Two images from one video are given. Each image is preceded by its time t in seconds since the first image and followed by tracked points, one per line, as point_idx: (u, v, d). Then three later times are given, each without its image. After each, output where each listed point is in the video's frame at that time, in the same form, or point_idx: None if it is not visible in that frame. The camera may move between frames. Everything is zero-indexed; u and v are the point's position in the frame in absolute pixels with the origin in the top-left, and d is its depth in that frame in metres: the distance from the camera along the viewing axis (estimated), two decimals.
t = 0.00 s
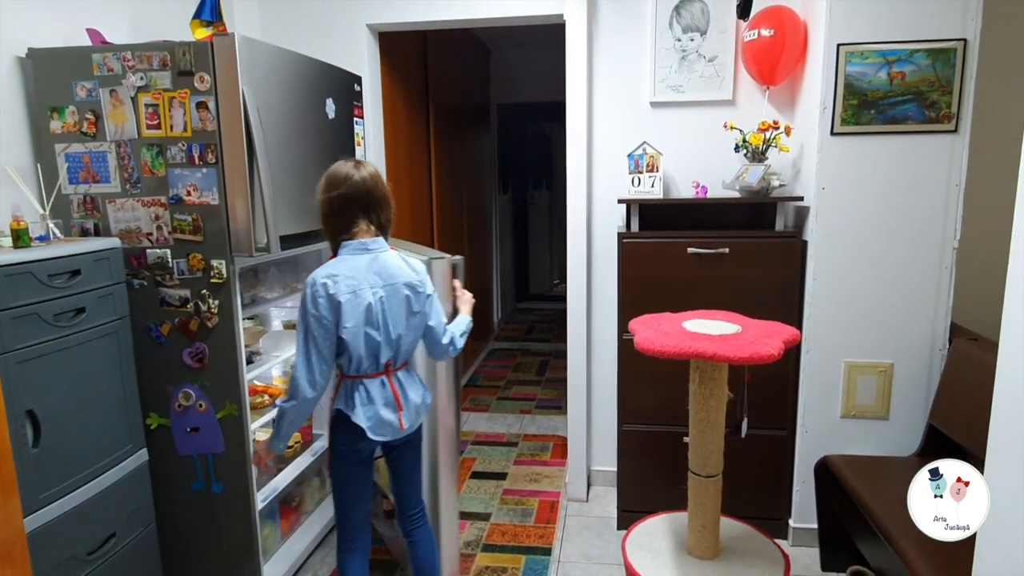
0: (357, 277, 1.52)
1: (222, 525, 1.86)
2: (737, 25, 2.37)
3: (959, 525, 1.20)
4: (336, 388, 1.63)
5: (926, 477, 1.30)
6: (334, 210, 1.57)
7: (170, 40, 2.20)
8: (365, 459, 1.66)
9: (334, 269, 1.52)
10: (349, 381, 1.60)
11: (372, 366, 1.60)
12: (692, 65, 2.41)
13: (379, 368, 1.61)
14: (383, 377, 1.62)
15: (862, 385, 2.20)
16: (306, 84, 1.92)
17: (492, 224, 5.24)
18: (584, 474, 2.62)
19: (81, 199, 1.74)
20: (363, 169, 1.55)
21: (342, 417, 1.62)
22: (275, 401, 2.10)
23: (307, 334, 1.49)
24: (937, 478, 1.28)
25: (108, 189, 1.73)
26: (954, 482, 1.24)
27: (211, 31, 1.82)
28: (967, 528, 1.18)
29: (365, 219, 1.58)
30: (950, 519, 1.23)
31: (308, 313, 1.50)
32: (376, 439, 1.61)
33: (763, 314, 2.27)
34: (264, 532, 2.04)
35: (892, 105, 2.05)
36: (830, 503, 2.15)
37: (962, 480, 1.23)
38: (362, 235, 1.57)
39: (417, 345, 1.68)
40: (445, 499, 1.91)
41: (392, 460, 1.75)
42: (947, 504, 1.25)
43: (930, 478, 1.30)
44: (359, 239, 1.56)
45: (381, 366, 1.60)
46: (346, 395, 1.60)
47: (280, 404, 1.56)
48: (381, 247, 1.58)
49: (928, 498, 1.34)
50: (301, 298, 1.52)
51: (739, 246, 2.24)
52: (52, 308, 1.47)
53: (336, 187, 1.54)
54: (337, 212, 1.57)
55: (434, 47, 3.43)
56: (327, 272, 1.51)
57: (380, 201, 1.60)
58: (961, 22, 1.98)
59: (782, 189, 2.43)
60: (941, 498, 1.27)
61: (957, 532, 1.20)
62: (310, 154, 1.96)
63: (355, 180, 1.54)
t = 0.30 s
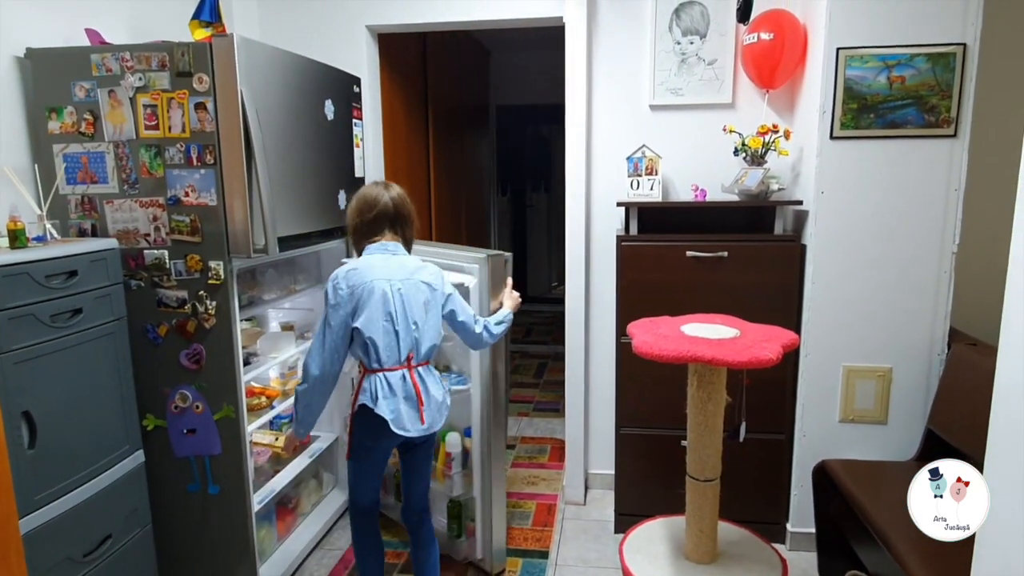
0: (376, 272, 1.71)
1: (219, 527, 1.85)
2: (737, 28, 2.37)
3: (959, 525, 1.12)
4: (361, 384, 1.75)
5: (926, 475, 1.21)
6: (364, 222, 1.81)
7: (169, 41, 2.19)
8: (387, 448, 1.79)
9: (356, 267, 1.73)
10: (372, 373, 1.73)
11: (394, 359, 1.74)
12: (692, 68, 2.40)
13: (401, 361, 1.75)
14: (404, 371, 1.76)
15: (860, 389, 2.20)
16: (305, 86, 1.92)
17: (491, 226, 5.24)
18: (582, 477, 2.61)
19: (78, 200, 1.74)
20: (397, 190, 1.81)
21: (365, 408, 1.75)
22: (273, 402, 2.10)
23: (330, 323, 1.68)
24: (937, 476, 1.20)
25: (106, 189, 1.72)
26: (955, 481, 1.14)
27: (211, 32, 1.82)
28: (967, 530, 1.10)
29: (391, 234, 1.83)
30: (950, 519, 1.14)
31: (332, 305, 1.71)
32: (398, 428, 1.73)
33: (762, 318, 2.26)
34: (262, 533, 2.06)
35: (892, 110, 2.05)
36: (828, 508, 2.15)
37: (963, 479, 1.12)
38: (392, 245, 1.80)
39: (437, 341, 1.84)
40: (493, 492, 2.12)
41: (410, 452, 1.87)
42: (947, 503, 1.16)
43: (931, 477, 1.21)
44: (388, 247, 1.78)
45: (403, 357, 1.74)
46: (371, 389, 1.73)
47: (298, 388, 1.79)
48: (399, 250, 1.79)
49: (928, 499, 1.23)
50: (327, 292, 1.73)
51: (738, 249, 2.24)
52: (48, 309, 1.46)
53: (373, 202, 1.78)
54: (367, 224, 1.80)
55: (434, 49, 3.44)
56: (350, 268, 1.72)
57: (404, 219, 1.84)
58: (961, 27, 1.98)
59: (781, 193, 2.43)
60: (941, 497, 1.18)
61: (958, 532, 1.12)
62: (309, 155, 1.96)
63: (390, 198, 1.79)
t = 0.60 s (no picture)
0: (374, 284, 1.83)
1: (214, 529, 1.84)
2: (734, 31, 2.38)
3: (958, 524, 1.10)
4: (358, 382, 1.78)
5: (927, 476, 1.21)
6: (370, 267, 1.93)
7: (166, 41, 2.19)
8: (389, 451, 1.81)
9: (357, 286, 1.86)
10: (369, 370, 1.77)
11: (391, 356, 1.78)
12: (689, 71, 2.41)
13: (397, 358, 1.78)
14: (400, 367, 1.78)
15: (857, 391, 2.20)
16: (302, 87, 1.91)
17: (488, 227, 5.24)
18: (579, 479, 2.61)
19: (74, 201, 1.73)
20: (405, 241, 1.95)
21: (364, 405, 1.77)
22: (269, 404, 2.10)
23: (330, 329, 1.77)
24: (937, 477, 1.20)
25: (102, 190, 1.71)
26: (954, 482, 1.14)
27: (208, 33, 1.81)
28: (966, 528, 1.08)
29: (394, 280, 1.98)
30: (950, 518, 1.13)
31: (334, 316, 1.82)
32: (391, 422, 1.74)
33: (759, 320, 2.26)
34: (257, 536, 2.03)
35: (889, 112, 2.06)
36: (825, 511, 2.14)
37: (963, 478, 1.11)
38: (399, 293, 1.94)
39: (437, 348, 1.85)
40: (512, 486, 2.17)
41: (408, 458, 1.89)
42: (948, 503, 1.15)
43: (932, 478, 1.21)
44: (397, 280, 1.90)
45: (399, 353, 1.77)
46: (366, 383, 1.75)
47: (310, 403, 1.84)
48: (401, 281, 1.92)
49: (929, 500, 1.22)
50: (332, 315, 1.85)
51: (735, 251, 2.24)
52: (43, 309, 1.45)
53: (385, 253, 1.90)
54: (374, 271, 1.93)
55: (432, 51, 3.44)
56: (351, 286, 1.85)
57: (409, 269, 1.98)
58: (957, 30, 1.99)
59: (779, 195, 2.43)
60: (941, 497, 1.17)
61: (957, 531, 1.11)
62: (306, 157, 1.96)
63: (400, 250, 1.92)
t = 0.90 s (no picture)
0: (367, 279, 1.82)
1: (210, 531, 1.83)
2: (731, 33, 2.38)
3: (958, 524, 1.10)
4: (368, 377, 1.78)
5: (927, 476, 1.21)
6: (357, 263, 1.93)
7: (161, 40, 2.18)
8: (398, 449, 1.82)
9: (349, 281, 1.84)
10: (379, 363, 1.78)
11: (399, 348, 1.80)
12: (686, 72, 2.41)
13: (405, 349, 1.81)
14: (410, 358, 1.81)
15: (853, 392, 2.21)
16: (298, 87, 1.91)
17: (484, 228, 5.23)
18: (576, 480, 2.61)
19: (68, 201, 1.72)
20: (391, 236, 1.94)
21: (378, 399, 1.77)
22: (265, 406, 2.09)
23: (334, 325, 1.75)
24: (937, 477, 1.20)
25: (97, 190, 1.70)
26: (954, 482, 1.13)
27: (204, 33, 1.80)
28: (964, 530, 1.07)
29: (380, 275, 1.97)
30: (950, 519, 1.13)
31: (330, 312, 1.79)
32: (411, 411, 1.77)
33: (756, 322, 2.27)
34: (251, 539, 2.03)
35: (884, 115, 2.06)
36: (822, 512, 2.15)
37: (962, 478, 1.11)
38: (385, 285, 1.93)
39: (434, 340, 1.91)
40: (513, 486, 2.17)
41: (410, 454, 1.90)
42: (948, 503, 1.15)
43: (932, 478, 1.21)
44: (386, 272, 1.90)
45: (408, 344, 1.81)
46: (380, 377, 1.76)
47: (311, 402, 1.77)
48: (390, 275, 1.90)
49: (930, 500, 1.22)
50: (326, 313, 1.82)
51: (732, 252, 2.24)
52: (37, 311, 1.44)
53: (370, 247, 1.90)
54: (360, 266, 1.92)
55: (428, 52, 3.44)
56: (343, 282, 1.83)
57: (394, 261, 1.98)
58: (952, 33, 1.99)
59: (775, 197, 2.44)
60: (940, 497, 1.16)
61: (957, 531, 1.10)
62: (303, 157, 1.95)
63: (384, 242, 1.93)
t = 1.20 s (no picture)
0: (388, 265, 1.79)
1: (207, 533, 1.82)
2: (729, 35, 2.38)
3: (958, 524, 1.10)
4: (381, 368, 1.83)
5: (927, 476, 1.21)
6: (367, 225, 1.87)
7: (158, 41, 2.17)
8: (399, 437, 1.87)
9: (367, 261, 1.80)
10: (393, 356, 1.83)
11: (412, 342, 1.85)
12: (684, 74, 2.41)
13: (417, 343, 1.87)
14: (421, 353, 1.88)
15: (851, 394, 2.21)
16: (296, 87, 1.90)
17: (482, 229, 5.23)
18: (574, 482, 2.60)
19: (64, 201, 1.71)
20: (390, 190, 1.91)
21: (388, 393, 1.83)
22: (262, 407, 2.09)
23: (351, 315, 1.73)
24: (937, 477, 1.20)
25: (93, 190, 1.70)
26: (954, 482, 1.13)
27: (201, 33, 1.80)
28: (965, 529, 1.07)
29: (390, 232, 1.91)
30: (951, 519, 1.13)
31: (348, 294, 1.76)
32: (422, 406, 1.85)
33: (754, 323, 2.27)
34: (248, 541, 2.02)
35: (882, 117, 2.07)
36: (820, 513, 2.14)
37: (962, 478, 1.11)
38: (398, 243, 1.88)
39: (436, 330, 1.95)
40: (511, 487, 2.17)
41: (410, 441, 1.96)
42: (949, 504, 1.14)
43: (932, 478, 1.21)
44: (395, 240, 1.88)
45: (421, 340, 1.86)
46: (395, 372, 1.82)
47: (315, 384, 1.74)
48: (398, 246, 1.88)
49: (930, 500, 1.22)
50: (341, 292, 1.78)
51: (730, 254, 2.24)
52: (33, 312, 1.44)
53: (376, 204, 1.85)
54: (370, 227, 1.86)
55: (426, 53, 3.43)
56: (365, 262, 1.78)
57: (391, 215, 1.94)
58: (949, 35, 2.00)
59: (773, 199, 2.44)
60: (941, 497, 1.16)
61: (958, 531, 1.10)
62: (300, 158, 1.94)
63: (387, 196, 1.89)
